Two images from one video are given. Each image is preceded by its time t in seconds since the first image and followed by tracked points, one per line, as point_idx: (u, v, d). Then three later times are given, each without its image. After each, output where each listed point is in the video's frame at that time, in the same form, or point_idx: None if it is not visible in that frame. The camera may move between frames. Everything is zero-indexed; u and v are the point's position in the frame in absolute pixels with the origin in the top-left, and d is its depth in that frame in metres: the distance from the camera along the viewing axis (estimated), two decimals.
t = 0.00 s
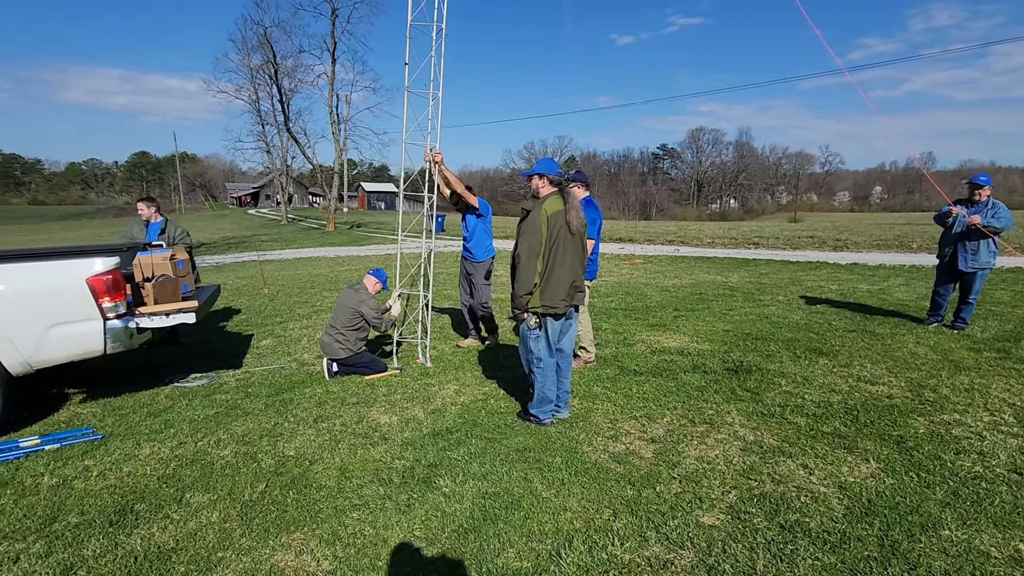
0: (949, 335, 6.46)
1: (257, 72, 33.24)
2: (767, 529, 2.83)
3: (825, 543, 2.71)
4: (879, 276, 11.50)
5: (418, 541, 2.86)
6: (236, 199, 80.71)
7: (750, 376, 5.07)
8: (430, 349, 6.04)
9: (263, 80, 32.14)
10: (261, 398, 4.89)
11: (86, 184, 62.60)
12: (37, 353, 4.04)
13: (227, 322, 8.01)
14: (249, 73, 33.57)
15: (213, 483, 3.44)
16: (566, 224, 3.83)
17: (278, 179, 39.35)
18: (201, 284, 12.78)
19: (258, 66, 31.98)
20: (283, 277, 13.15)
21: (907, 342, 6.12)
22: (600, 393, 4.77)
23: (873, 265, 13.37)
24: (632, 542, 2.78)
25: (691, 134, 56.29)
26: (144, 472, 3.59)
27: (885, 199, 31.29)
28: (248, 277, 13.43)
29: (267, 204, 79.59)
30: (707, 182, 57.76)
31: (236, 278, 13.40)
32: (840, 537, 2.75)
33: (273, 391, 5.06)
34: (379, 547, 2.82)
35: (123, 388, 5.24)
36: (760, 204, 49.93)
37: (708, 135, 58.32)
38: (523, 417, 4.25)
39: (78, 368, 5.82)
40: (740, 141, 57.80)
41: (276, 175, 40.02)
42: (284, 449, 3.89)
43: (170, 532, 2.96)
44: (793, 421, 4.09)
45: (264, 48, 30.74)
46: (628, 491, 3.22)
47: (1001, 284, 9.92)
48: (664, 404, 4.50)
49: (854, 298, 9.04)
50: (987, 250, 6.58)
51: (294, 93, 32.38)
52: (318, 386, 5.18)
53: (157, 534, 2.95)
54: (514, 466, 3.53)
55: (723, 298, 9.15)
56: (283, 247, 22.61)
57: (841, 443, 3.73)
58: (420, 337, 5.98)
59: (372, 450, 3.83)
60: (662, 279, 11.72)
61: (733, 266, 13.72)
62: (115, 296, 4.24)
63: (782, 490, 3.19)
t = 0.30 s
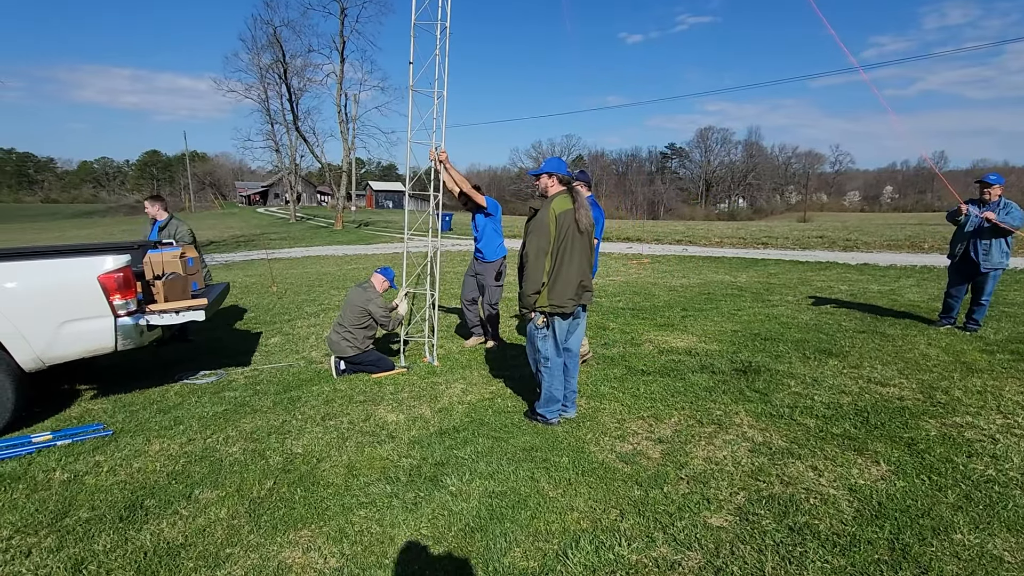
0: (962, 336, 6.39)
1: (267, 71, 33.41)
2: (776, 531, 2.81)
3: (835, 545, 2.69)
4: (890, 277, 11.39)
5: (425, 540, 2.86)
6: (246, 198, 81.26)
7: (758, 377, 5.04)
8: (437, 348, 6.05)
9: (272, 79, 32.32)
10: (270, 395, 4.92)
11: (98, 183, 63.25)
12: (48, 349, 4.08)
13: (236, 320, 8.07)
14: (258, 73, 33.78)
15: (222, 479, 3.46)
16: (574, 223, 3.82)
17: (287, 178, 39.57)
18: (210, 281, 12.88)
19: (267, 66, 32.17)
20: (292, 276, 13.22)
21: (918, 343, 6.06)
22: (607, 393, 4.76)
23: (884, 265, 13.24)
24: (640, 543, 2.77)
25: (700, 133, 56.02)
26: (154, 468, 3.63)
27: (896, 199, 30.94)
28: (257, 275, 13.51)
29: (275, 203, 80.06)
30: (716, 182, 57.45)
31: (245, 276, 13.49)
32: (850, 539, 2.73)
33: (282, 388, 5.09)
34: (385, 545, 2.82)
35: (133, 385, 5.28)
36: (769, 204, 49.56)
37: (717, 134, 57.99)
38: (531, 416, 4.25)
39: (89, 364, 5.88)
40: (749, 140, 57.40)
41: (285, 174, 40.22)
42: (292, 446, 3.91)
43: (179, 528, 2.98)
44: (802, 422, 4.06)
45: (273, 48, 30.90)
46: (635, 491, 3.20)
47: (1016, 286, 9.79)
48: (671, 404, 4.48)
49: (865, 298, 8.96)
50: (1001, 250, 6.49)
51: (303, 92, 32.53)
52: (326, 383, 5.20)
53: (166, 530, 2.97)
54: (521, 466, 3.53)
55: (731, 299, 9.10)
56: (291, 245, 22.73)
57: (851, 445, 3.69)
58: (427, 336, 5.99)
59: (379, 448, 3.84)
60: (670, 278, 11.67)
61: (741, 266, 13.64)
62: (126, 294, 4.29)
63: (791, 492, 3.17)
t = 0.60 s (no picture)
0: (976, 338, 6.30)
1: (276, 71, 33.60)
2: (786, 534, 2.78)
3: (847, 549, 2.66)
4: (903, 278, 11.24)
5: (433, 539, 2.86)
6: (256, 198, 81.91)
7: (769, 378, 5.00)
8: (445, 347, 6.06)
9: (282, 80, 32.54)
10: (279, 394, 4.95)
11: (111, 182, 63.97)
12: (63, 347, 4.13)
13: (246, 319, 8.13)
14: (268, 73, 34.01)
15: (232, 477, 3.49)
16: (584, 222, 3.81)
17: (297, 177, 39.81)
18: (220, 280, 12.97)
19: (278, 66, 32.38)
20: (301, 275, 13.28)
21: (932, 345, 5.98)
22: (616, 393, 4.74)
23: (897, 266, 13.10)
24: (648, 544, 2.75)
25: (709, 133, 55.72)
26: (165, 465, 3.66)
27: (909, 199, 30.56)
28: (267, 274, 13.61)
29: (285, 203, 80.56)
30: (725, 182, 57.08)
31: (255, 275, 13.58)
32: (862, 543, 2.69)
33: (291, 387, 5.12)
34: (394, 544, 2.82)
35: (145, 382, 5.34)
36: (779, 204, 49.10)
37: (727, 134, 57.66)
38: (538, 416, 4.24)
39: (102, 361, 5.94)
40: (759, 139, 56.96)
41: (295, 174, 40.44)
42: (301, 445, 3.93)
43: (189, 524, 3.00)
44: (814, 424, 4.02)
45: (284, 48, 31.10)
46: (644, 492, 3.19)
47: None
48: (681, 405, 4.45)
49: (877, 300, 8.87)
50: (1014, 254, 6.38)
51: (312, 92, 32.72)
52: (335, 382, 5.22)
53: (177, 526, 2.99)
54: (529, 466, 3.52)
55: (741, 299, 9.04)
56: (301, 245, 22.86)
57: (863, 447, 3.65)
58: (435, 335, 5.99)
59: (388, 447, 3.85)
60: (679, 279, 11.60)
61: (751, 266, 13.55)
62: (138, 292, 4.32)
63: (802, 494, 3.14)
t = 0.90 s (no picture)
0: (991, 342, 6.22)
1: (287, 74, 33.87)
2: (798, 539, 2.75)
3: (859, 554, 2.63)
4: (915, 280, 11.12)
5: (442, 540, 2.86)
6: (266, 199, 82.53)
7: (779, 381, 4.95)
8: (453, 349, 6.06)
9: (293, 82, 32.78)
10: (288, 394, 4.97)
11: (124, 184, 64.74)
12: (75, 347, 4.18)
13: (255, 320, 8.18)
14: (279, 76, 34.26)
15: (241, 477, 3.51)
16: (592, 224, 3.80)
17: (306, 179, 40.06)
18: (230, 281, 13.08)
19: (288, 69, 32.63)
20: (310, 276, 13.36)
21: (945, 349, 5.91)
22: (624, 395, 4.72)
23: (910, 268, 12.96)
24: (658, 548, 2.73)
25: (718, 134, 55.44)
26: (176, 465, 3.68)
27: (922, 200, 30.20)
28: (276, 275, 13.70)
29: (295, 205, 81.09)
30: (734, 183, 56.78)
31: (264, 276, 13.68)
32: (876, 549, 2.66)
33: (300, 387, 5.15)
34: (402, 545, 2.83)
35: (156, 382, 5.38)
36: (789, 206, 48.74)
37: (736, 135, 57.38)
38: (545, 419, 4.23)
39: (114, 362, 6.00)
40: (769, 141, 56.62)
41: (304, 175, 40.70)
42: (310, 445, 3.94)
43: (199, 524, 3.02)
44: (825, 428, 3.98)
45: (294, 51, 31.33)
46: (653, 496, 3.17)
47: None
48: (690, 408, 4.42)
49: (889, 302, 8.78)
50: None
51: (322, 94, 32.92)
52: (343, 383, 5.24)
53: (187, 525, 3.01)
54: (537, 468, 3.51)
55: (751, 301, 8.98)
56: (310, 246, 23.00)
57: (876, 452, 3.61)
58: (443, 336, 6.00)
59: (396, 448, 3.86)
60: (688, 281, 11.54)
61: (761, 268, 13.46)
62: (150, 293, 4.37)
63: (814, 499, 3.10)
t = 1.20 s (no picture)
0: (1005, 347, 6.14)
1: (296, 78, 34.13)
2: (808, 546, 2.72)
3: (871, 561, 2.60)
4: (927, 283, 11.01)
5: (449, 544, 2.86)
6: (275, 203, 83.15)
7: (788, 386, 4.91)
8: (461, 351, 6.07)
9: (302, 86, 33.02)
10: (296, 396, 4.99)
11: (135, 188, 65.46)
12: (87, 349, 4.22)
13: (264, 322, 8.23)
14: (288, 80, 34.53)
15: (250, 479, 3.52)
16: (602, 225, 3.80)
17: (314, 182, 40.32)
18: (240, 284, 13.18)
19: (297, 73, 32.87)
20: (318, 279, 13.42)
21: (958, 353, 5.84)
22: (632, 399, 4.70)
23: (921, 272, 12.82)
24: (666, 553, 2.71)
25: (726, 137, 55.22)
26: (185, 466, 3.70)
27: (933, 203, 29.85)
28: (285, 278, 13.79)
29: (303, 208, 81.60)
30: (742, 186, 56.53)
31: (273, 278, 13.76)
32: (887, 556, 2.62)
33: (308, 389, 5.17)
34: (409, 548, 2.82)
35: (165, 384, 5.42)
36: (798, 208, 48.43)
37: (744, 137, 57.13)
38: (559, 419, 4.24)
39: (125, 363, 6.06)
40: (777, 143, 56.32)
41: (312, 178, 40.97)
42: (318, 447, 3.95)
43: (208, 526, 3.03)
44: (836, 433, 3.94)
45: (303, 55, 31.56)
46: (661, 501, 3.15)
47: None
48: (698, 412, 4.39)
49: (900, 306, 8.70)
50: None
51: (331, 98, 33.11)
52: (351, 386, 5.26)
53: (196, 527, 3.03)
54: (545, 471, 3.50)
55: (760, 305, 8.92)
56: (318, 248, 23.14)
57: (887, 458, 3.57)
58: (450, 339, 6.01)
59: (404, 451, 3.86)
60: (696, 284, 11.49)
61: (770, 271, 13.38)
62: (160, 295, 4.40)
63: (824, 505, 3.07)
